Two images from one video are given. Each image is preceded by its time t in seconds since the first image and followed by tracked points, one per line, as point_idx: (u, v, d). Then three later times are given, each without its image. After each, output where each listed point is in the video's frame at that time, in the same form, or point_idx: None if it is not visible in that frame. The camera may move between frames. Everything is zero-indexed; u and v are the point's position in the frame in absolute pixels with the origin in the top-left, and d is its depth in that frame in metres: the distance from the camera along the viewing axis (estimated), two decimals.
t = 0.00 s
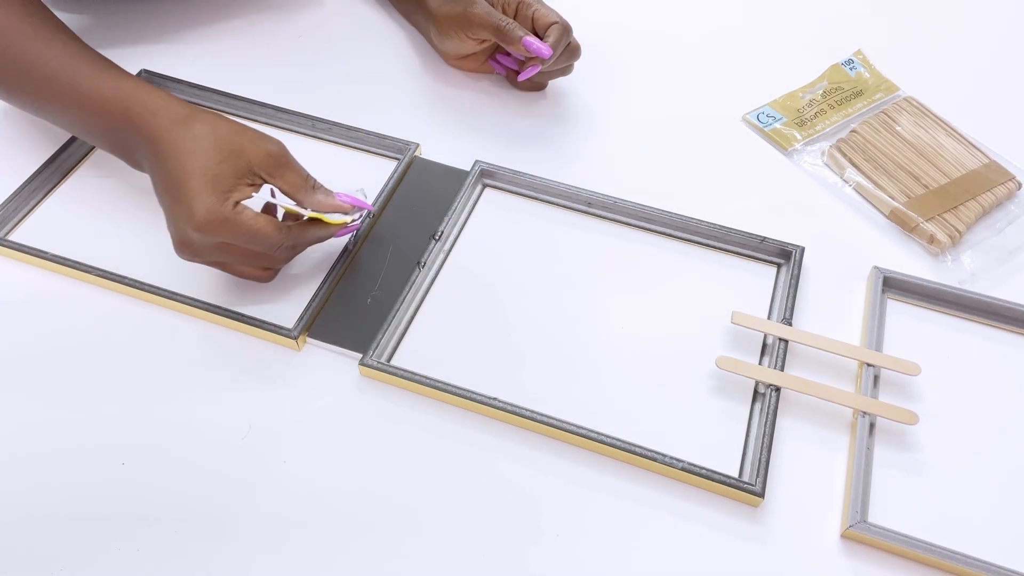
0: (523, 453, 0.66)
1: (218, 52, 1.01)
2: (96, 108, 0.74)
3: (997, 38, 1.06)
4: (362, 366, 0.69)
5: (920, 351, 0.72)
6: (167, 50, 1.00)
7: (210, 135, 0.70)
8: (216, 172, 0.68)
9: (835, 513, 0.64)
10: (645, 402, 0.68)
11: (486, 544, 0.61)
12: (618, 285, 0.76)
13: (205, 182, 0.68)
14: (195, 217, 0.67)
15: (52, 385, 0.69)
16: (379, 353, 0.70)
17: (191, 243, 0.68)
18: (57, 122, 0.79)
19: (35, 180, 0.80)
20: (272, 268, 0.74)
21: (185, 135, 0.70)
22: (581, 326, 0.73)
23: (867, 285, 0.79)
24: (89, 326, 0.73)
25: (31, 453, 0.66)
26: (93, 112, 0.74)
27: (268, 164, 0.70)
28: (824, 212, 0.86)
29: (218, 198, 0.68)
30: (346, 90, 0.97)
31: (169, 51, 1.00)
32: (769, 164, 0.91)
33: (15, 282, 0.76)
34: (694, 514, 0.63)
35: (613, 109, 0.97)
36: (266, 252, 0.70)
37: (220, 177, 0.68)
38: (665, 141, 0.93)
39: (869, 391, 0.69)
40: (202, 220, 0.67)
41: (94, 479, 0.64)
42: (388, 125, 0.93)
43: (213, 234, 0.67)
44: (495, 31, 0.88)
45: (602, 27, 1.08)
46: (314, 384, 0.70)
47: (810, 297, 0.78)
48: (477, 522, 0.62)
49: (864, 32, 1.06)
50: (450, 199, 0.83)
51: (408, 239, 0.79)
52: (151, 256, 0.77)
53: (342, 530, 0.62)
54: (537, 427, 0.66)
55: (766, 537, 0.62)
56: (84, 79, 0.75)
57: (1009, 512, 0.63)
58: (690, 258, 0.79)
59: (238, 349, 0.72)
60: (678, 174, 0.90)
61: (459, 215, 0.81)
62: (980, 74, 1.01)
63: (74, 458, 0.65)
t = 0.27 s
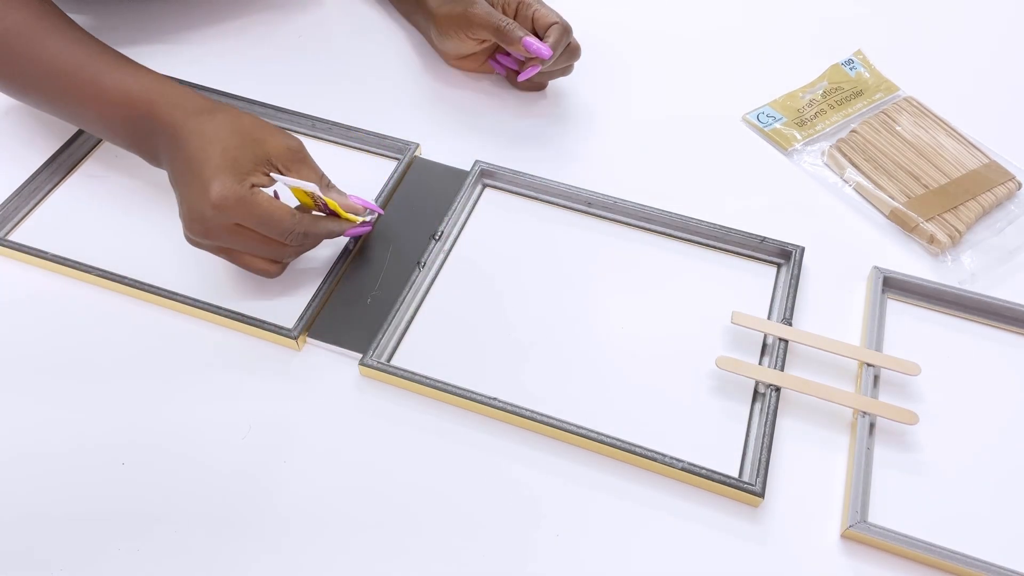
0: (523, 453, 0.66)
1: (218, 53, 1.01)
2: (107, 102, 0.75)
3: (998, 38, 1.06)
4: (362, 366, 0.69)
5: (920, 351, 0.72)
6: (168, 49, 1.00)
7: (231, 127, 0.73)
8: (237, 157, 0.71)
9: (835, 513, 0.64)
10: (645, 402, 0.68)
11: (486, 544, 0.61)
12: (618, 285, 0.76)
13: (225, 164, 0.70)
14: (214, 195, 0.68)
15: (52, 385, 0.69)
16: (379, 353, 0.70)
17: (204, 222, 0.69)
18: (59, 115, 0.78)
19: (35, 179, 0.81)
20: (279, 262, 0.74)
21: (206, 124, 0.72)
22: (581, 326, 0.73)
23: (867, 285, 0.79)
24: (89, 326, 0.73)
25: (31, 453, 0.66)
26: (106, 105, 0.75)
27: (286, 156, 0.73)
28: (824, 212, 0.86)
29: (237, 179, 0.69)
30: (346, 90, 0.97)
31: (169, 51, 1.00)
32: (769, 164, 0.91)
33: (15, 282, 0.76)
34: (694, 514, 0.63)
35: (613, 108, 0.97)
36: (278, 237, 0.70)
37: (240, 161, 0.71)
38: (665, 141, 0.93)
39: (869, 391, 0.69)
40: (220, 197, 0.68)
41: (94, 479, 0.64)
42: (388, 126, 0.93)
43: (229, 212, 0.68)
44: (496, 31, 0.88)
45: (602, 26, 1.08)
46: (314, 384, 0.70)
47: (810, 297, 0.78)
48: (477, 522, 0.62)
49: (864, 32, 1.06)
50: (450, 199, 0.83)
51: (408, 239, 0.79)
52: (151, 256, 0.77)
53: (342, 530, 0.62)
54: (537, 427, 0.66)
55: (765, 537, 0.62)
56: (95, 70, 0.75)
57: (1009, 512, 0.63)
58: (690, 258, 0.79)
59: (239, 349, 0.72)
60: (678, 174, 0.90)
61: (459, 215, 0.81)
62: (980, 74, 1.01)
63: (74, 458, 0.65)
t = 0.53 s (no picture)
0: (523, 453, 0.66)
1: (218, 53, 1.01)
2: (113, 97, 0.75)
3: (998, 38, 1.06)
4: (362, 367, 0.69)
5: (920, 351, 0.72)
6: (167, 49, 1.00)
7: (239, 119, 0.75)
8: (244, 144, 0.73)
9: (835, 513, 0.64)
10: (646, 402, 0.68)
11: (486, 544, 0.61)
12: (618, 285, 0.76)
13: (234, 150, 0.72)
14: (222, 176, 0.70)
15: (52, 385, 0.69)
16: (379, 353, 0.70)
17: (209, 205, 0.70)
18: (65, 113, 0.78)
19: (36, 179, 0.81)
20: (279, 251, 0.73)
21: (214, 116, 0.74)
22: (581, 326, 0.73)
23: (867, 285, 0.79)
24: (89, 326, 0.73)
25: (30, 453, 0.66)
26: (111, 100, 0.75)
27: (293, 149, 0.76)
28: (824, 213, 0.86)
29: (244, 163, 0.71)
30: (346, 90, 0.97)
31: (168, 51, 1.00)
32: (769, 164, 0.91)
33: (15, 282, 0.76)
34: (694, 514, 0.63)
35: (613, 108, 0.97)
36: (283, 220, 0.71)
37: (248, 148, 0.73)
38: (665, 141, 0.93)
39: (869, 391, 0.69)
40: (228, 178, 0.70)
41: (94, 479, 0.64)
42: (388, 126, 0.93)
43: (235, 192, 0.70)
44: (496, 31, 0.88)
45: (602, 26, 1.08)
46: (314, 384, 0.70)
47: (810, 297, 0.78)
48: (477, 522, 0.62)
49: (864, 32, 1.06)
50: (450, 199, 0.83)
51: (408, 239, 0.79)
52: (151, 256, 0.77)
53: (342, 530, 0.62)
54: (537, 427, 0.66)
55: (765, 537, 0.62)
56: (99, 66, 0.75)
57: (1009, 512, 0.63)
58: (690, 258, 0.79)
59: (239, 349, 0.72)
60: (678, 174, 0.90)
61: (459, 215, 0.81)
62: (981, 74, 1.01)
63: (75, 458, 0.65)
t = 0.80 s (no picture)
0: (523, 453, 0.66)
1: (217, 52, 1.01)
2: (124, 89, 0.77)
3: (998, 36, 1.06)
4: (362, 367, 0.69)
5: (920, 351, 0.72)
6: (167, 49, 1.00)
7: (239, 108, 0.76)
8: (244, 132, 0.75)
9: (835, 513, 0.64)
10: (646, 402, 0.68)
11: (487, 543, 0.61)
12: (618, 285, 0.76)
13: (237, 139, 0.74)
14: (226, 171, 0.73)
15: (53, 385, 0.69)
16: (379, 353, 0.70)
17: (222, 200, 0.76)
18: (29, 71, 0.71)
19: (36, 179, 0.81)
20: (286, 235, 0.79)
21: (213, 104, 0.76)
22: (581, 326, 0.73)
23: (867, 285, 0.79)
24: (89, 326, 0.73)
25: (30, 452, 0.66)
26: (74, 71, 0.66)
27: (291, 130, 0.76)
28: (825, 213, 0.86)
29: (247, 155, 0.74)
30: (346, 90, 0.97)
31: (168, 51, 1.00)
32: (769, 164, 0.91)
33: (14, 282, 0.76)
34: (694, 514, 0.63)
35: (613, 108, 0.97)
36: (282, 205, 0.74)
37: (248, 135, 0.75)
38: (665, 141, 0.93)
39: (869, 391, 0.69)
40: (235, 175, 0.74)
41: (94, 479, 0.64)
42: (388, 126, 0.93)
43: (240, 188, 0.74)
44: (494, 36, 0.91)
45: (603, 24, 1.07)
46: (315, 384, 0.70)
47: (810, 297, 0.78)
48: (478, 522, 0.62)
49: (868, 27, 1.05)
50: (451, 199, 0.83)
51: (409, 239, 0.79)
52: (151, 255, 0.77)
53: (342, 530, 0.62)
54: (537, 427, 0.66)
55: (765, 537, 0.62)
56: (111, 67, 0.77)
57: (1008, 512, 0.63)
58: (690, 258, 0.79)
59: (239, 349, 0.72)
60: (678, 174, 0.90)
61: (459, 215, 0.81)
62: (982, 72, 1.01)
63: (75, 458, 0.65)
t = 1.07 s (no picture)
0: (523, 453, 0.66)
1: (217, 52, 1.00)
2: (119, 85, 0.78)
3: (999, 36, 1.06)
4: (362, 367, 0.69)
5: (920, 351, 0.72)
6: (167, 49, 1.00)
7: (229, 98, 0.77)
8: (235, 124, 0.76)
9: (835, 513, 0.64)
10: (646, 402, 0.68)
11: (487, 544, 0.61)
12: (618, 285, 0.76)
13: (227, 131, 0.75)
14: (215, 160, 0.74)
15: (53, 385, 0.69)
16: (379, 353, 0.70)
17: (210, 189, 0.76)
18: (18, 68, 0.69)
19: (36, 179, 0.81)
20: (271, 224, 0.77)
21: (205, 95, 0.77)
22: (581, 326, 0.73)
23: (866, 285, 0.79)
24: (89, 326, 0.73)
25: (31, 453, 0.66)
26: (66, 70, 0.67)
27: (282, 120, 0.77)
28: (825, 213, 0.86)
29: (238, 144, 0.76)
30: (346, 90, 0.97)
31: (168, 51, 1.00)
32: (769, 164, 0.91)
33: (14, 283, 0.76)
34: (694, 514, 0.63)
35: (612, 108, 0.97)
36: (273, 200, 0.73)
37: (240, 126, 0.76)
38: (665, 141, 0.93)
39: (869, 391, 0.69)
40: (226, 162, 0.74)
41: (94, 479, 0.64)
42: (388, 126, 0.93)
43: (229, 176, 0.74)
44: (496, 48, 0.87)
45: (603, 23, 1.07)
46: (315, 385, 0.70)
47: (810, 297, 0.78)
48: (478, 522, 0.62)
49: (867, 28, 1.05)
50: (450, 199, 0.83)
51: (408, 239, 0.79)
52: (151, 255, 0.77)
53: (342, 530, 0.62)
54: (537, 427, 0.66)
55: (765, 537, 0.62)
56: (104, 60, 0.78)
57: (1008, 511, 0.63)
58: (690, 258, 0.79)
59: (239, 349, 0.72)
60: (678, 174, 0.90)
61: (459, 215, 0.81)
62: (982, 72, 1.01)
63: (75, 458, 0.65)
